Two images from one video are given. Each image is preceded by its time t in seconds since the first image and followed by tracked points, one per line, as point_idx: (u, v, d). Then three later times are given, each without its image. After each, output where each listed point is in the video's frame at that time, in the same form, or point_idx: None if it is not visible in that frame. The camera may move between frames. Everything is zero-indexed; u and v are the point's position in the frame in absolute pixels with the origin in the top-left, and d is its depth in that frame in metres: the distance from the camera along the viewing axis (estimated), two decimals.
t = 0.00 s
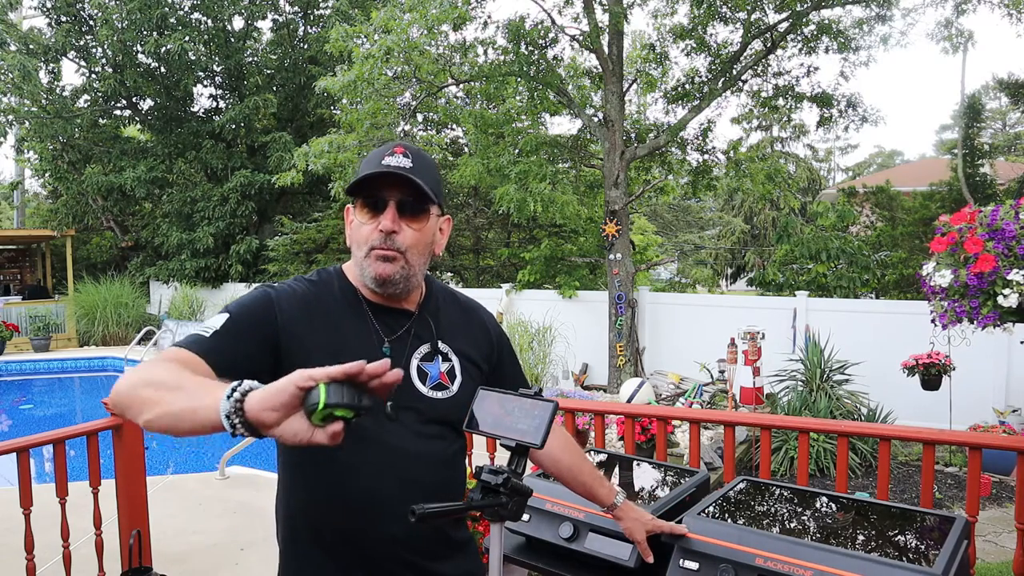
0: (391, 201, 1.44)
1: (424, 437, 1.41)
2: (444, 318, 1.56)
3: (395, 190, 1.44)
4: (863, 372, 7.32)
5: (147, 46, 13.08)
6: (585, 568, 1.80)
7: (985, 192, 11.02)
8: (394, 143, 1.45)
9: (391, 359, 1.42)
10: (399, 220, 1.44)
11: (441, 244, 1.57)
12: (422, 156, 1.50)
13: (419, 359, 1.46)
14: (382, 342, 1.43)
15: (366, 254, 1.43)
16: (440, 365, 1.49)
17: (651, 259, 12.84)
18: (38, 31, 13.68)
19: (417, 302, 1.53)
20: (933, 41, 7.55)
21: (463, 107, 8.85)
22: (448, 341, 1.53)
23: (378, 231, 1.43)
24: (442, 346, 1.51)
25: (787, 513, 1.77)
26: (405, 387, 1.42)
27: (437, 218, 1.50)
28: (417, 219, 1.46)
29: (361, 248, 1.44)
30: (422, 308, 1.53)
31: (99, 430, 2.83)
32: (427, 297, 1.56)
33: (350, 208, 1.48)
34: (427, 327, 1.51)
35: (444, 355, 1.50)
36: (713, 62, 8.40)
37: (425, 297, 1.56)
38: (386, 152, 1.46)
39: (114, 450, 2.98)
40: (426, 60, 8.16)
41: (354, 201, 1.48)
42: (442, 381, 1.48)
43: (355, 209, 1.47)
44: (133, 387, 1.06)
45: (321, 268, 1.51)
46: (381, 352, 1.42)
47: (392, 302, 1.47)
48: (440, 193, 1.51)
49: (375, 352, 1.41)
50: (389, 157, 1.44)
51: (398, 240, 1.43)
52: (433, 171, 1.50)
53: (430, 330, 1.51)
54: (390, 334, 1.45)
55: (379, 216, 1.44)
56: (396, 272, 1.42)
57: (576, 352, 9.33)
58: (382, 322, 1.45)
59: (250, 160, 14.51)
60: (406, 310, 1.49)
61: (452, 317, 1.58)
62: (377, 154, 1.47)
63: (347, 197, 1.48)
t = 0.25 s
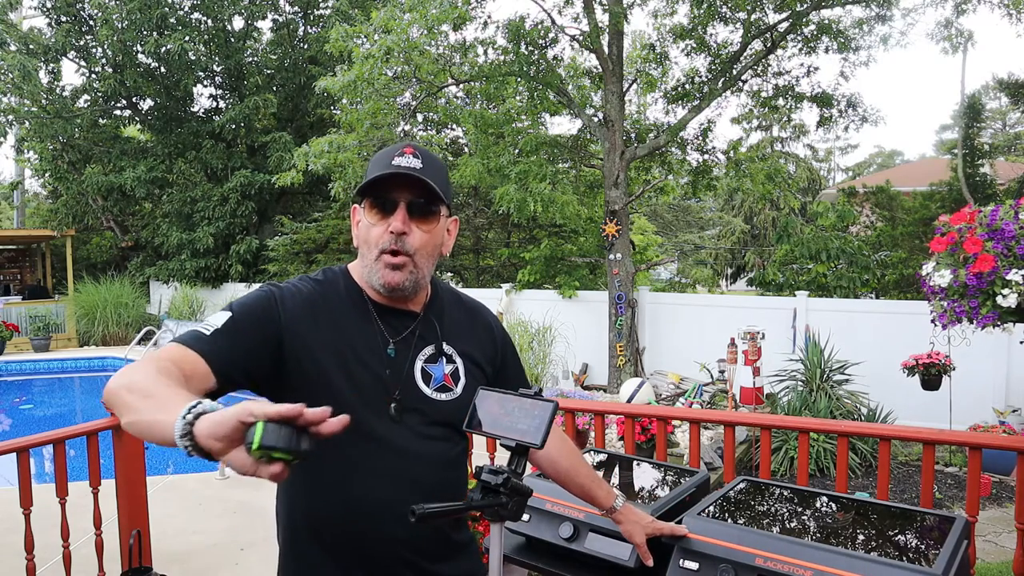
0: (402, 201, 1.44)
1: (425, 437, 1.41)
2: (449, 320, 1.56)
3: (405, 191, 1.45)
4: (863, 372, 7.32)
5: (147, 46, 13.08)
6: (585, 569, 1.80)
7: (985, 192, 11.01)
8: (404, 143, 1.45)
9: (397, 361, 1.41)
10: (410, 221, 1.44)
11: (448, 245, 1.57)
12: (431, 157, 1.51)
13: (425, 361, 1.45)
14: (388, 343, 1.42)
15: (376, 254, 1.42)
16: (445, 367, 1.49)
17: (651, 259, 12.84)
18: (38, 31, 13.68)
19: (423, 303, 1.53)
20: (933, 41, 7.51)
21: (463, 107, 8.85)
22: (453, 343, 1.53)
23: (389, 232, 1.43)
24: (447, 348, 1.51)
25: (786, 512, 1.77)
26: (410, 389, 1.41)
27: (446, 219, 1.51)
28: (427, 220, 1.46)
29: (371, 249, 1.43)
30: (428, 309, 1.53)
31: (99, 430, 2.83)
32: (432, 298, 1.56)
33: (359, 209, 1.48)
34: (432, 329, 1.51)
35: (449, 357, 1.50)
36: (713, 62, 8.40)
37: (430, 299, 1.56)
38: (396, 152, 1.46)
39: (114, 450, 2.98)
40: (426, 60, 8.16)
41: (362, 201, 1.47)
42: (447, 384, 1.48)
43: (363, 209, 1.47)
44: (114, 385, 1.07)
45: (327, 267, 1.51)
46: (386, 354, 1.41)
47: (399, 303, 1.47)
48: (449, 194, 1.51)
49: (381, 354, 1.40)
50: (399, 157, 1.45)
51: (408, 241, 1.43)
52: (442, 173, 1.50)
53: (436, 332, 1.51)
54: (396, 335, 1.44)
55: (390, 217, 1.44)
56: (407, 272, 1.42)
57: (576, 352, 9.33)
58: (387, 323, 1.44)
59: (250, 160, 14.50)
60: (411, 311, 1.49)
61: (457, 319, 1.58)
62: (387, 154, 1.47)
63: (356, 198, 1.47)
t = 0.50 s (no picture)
0: (408, 202, 1.44)
1: (427, 438, 1.41)
2: (453, 321, 1.56)
3: (411, 191, 1.44)
4: (863, 372, 7.32)
5: (147, 46, 13.08)
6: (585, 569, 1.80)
7: (985, 192, 11.01)
8: (409, 143, 1.45)
9: (401, 362, 1.41)
10: (416, 222, 1.44)
11: (454, 245, 1.57)
12: (436, 156, 1.50)
13: (429, 363, 1.45)
14: (392, 345, 1.42)
15: (381, 255, 1.42)
16: (449, 369, 1.49)
17: (651, 258, 12.84)
18: (38, 31, 13.67)
19: (427, 303, 1.53)
20: (933, 41, 7.49)
21: (463, 107, 8.84)
22: (457, 344, 1.53)
23: (396, 233, 1.43)
24: (451, 349, 1.51)
25: (786, 512, 1.77)
26: (414, 391, 1.41)
27: (451, 218, 1.51)
28: (432, 220, 1.46)
29: (377, 249, 1.43)
30: (432, 310, 1.53)
31: (99, 430, 2.83)
32: (437, 299, 1.56)
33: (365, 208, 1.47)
34: (437, 329, 1.51)
35: (453, 358, 1.51)
36: (713, 62, 8.40)
37: (435, 299, 1.55)
38: (401, 152, 1.45)
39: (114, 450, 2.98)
40: (426, 60, 8.16)
41: (367, 201, 1.47)
42: (451, 385, 1.48)
43: (369, 208, 1.46)
44: (104, 395, 1.09)
45: (331, 267, 1.51)
46: (390, 355, 1.41)
47: (404, 304, 1.47)
48: (454, 193, 1.51)
49: (385, 355, 1.40)
50: (405, 157, 1.44)
51: (415, 242, 1.43)
52: (447, 171, 1.50)
53: (440, 333, 1.51)
54: (400, 337, 1.44)
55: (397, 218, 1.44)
56: (414, 274, 1.42)
57: (576, 352, 9.33)
58: (391, 324, 1.44)
59: (250, 160, 14.51)
60: (416, 312, 1.49)
61: (460, 320, 1.58)
62: (394, 153, 1.46)
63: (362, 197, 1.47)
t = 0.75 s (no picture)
0: (409, 203, 1.44)
1: (429, 439, 1.41)
2: (455, 322, 1.56)
3: (413, 192, 1.44)
4: (863, 372, 7.31)
5: (147, 46, 13.08)
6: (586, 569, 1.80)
7: (985, 192, 11.01)
8: (411, 143, 1.44)
9: (401, 363, 1.41)
10: (417, 224, 1.44)
11: (456, 246, 1.57)
12: (438, 156, 1.50)
13: (429, 363, 1.45)
14: (392, 345, 1.42)
15: (382, 257, 1.42)
16: (450, 369, 1.49)
17: (651, 259, 12.85)
18: (38, 31, 13.67)
19: (428, 303, 1.53)
20: (933, 41, 7.52)
21: (463, 107, 8.84)
22: (458, 344, 1.53)
23: (398, 235, 1.42)
24: (451, 349, 1.51)
25: (786, 512, 1.77)
26: (414, 391, 1.41)
27: (452, 219, 1.51)
28: (434, 221, 1.46)
29: (378, 251, 1.43)
30: (433, 310, 1.53)
31: (99, 430, 2.83)
32: (437, 299, 1.56)
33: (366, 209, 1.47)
34: (437, 330, 1.51)
35: (453, 358, 1.51)
36: (713, 62, 8.40)
37: (436, 299, 1.55)
38: (403, 153, 1.45)
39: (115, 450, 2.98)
40: (426, 60, 8.17)
41: (368, 202, 1.47)
42: (451, 385, 1.48)
43: (370, 209, 1.46)
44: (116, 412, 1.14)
45: (332, 268, 1.52)
46: (390, 356, 1.41)
47: (405, 304, 1.47)
48: (455, 194, 1.51)
49: (385, 356, 1.40)
50: (406, 158, 1.44)
51: (416, 242, 1.43)
52: (449, 172, 1.50)
53: (441, 334, 1.51)
54: (399, 337, 1.44)
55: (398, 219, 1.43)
56: (416, 276, 1.42)
57: (576, 352, 9.33)
58: (391, 325, 1.45)
59: (250, 160, 14.51)
60: (417, 312, 1.49)
61: (461, 320, 1.58)
62: (396, 153, 1.46)
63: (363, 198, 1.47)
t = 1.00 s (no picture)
0: (408, 203, 1.44)
1: (429, 440, 1.41)
2: (455, 323, 1.56)
3: (413, 192, 1.44)
4: (863, 373, 7.31)
5: (147, 46, 13.07)
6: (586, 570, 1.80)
7: (985, 192, 11.02)
8: (411, 143, 1.44)
9: (399, 362, 1.41)
10: (417, 223, 1.44)
11: (455, 245, 1.57)
12: (438, 156, 1.49)
13: (428, 363, 1.45)
14: (389, 345, 1.42)
15: (381, 257, 1.42)
16: (449, 369, 1.49)
17: (651, 259, 12.86)
18: (38, 31, 13.67)
19: (427, 303, 1.53)
20: (933, 41, 7.52)
21: (463, 107, 8.84)
22: (456, 344, 1.53)
23: (397, 234, 1.42)
24: (450, 349, 1.51)
25: (786, 512, 1.77)
26: (413, 391, 1.41)
27: (452, 218, 1.51)
28: (433, 221, 1.46)
29: (377, 252, 1.43)
30: (432, 309, 1.53)
31: (99, 430, 2.83)
32: (437, 300, 1.56)
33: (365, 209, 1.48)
34: (436, 330, 1.51)
35: (453, 358, 1.50)
36: (713, 62, 8.40)
37: (435, 299, 1.55)
38: (403, 152, 1.44)
39: (114, 450, 2.98)
40: (426, 60, 8.17)
41: (367, 201, 1.47)
42: (450, 386, 1.48)
43: (369, 208, 1.46)
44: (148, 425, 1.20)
45: (330, 268, 1.52)
46: (389, 356, 1.41)
47: (404, 304, 1.47)
48: (455, 194, 1.51)
49: (383, 356, 1.40)
50: (405, 157, 1.44)
51: (415, 242, 1.43)
52: (449, 172, 1.50)
53: (439, 334, 1.51)
54: (398, 337, 1.44)
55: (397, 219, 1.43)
56: (414, 276, 1.42)
57: (576, 352, 9.33)
58: (390, 324, 1.44)
59: (250, 160, 14.51)
60: (416, 312, 1.49)
61: (461, 320, 1.58)
62: (395, 153, 1.46)
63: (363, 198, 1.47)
